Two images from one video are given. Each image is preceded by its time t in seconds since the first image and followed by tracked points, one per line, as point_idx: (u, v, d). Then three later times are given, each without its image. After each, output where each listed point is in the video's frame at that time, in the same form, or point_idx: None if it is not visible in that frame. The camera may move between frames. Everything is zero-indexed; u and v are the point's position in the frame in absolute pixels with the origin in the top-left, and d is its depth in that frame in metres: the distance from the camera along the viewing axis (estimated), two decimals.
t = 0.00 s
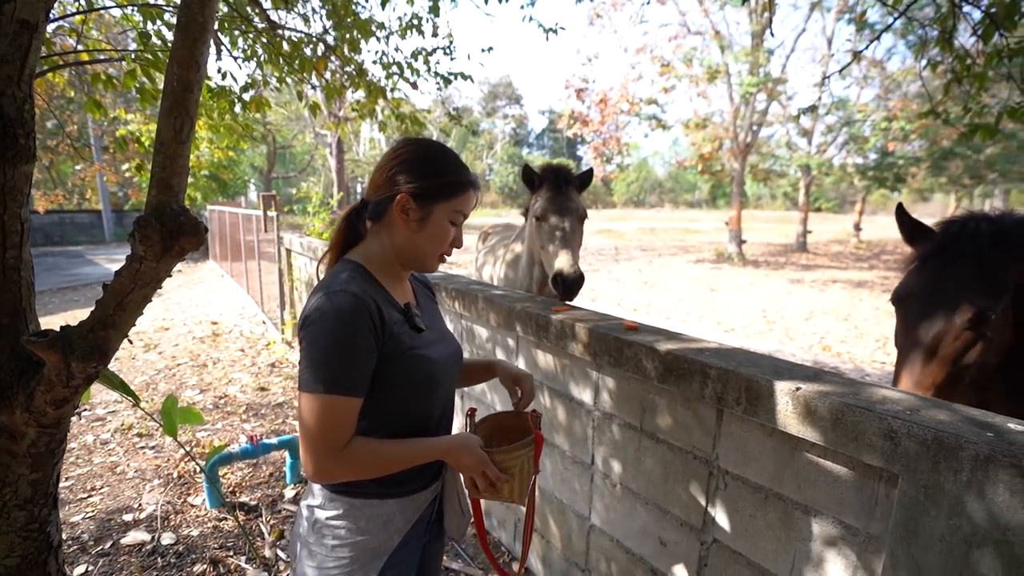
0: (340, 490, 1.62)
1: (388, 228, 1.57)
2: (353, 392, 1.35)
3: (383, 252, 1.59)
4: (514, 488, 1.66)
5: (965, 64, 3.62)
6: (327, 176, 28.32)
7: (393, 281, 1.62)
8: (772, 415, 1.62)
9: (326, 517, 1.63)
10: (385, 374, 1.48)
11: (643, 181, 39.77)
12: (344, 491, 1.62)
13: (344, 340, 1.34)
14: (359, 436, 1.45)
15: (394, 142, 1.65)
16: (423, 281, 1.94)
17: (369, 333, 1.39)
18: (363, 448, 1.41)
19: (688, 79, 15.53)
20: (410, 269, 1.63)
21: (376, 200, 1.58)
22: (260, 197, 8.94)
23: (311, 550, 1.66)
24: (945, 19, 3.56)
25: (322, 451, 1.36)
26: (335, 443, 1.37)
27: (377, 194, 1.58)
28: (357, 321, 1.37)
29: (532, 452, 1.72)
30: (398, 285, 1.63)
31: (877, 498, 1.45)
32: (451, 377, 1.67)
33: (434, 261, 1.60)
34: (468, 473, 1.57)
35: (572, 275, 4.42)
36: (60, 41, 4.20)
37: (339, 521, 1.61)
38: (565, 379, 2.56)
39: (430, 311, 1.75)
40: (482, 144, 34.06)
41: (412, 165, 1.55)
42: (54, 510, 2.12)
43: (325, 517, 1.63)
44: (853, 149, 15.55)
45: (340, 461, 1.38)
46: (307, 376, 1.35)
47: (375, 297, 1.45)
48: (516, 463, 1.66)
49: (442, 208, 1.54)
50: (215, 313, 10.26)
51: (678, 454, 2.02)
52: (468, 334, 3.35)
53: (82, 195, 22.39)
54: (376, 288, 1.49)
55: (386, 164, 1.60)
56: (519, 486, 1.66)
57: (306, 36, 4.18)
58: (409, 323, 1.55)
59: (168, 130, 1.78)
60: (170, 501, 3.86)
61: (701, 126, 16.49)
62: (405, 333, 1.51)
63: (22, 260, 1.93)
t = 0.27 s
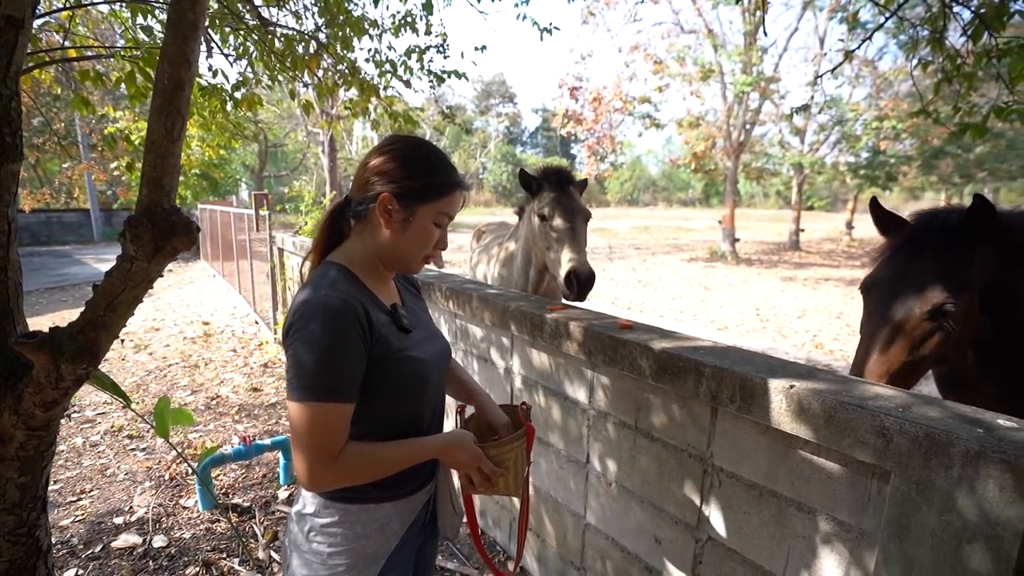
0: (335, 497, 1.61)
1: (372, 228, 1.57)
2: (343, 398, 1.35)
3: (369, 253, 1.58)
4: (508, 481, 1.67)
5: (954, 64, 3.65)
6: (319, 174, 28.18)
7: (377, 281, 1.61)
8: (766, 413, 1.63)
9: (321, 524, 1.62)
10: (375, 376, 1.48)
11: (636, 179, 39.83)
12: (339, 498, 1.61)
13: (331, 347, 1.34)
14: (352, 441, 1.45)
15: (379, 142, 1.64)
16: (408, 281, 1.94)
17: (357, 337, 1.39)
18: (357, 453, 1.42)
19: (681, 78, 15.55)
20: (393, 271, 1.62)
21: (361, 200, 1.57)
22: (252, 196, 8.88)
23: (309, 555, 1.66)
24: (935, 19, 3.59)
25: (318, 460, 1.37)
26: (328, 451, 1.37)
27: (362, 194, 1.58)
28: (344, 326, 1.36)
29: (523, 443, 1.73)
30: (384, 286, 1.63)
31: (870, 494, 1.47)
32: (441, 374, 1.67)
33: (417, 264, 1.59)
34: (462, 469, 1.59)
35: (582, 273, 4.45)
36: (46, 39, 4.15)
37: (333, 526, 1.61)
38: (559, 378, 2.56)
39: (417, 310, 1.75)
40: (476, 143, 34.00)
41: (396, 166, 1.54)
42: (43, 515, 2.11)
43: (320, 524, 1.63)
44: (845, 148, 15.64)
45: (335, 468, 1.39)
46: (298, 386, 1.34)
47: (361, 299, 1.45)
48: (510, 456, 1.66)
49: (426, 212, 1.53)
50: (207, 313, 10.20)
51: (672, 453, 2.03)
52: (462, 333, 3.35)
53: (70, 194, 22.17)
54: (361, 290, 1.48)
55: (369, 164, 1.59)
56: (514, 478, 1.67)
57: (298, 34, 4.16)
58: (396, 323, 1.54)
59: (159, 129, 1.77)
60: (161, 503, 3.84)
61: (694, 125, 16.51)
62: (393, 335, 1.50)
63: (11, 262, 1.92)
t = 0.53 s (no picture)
0: (320, 502, 1.63)
1: (359, 228, 1.57)
2: (328, 404, 1.35)
3: (356, 253, 1.58)
4: (491, 488, 1.68)
5: (940, 66, 3.70)
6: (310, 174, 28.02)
7: (369, 281, 1.62)
8: (757, 411, 1.65)
9: (304, 528, 1.64)
10: (362, 381, 1.48)
11: (628, 179, 39.92)
12: (323, 503, 1.63)
13: (316, 352, 1.34)
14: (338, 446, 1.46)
15: (361, 139, 1.64)
16: (398, 278, 1.94)
17: (343, 341, 1.39)
18: (342, 460, 1.42)
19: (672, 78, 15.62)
20: (385, 268, 1.63)
21: (344, 201, 1.57)
22: (243, 196, 8.83)
23: (291, 560, 1.67)
24: (921, 21, 3.63)
25: (301, 466, 1.37)
26: (312, 457, 1.37)
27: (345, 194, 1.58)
28: (329, 331, 1.37)
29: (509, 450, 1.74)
30: (375, 285, 1.64)
31: (859, 490, 1.49)
32: (431, 378, 1.68)
33: (411, 259, 1.60)
34: (447, 475, 1.61)
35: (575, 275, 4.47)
36: (33, 36, 4.11)
37: (316, 530, 1.63)
38: (552, 377, 2.58)
39: (408, 311, 1.75)
40: (468, 142, 33.95)
41: (381, 162, 1.54)
42: (31, 518, 2.11)
43: (303, 527, 1.64)
44: (835, 148, 15.77)
45: (319, 474, 1.39)
46: (282, 391, 1.34)
47: (348, 303, 1.45)
48: (494, 463, 1.68)
49: (414, 205, 1.54)
50: (197, 314, 10.14)
51: (665, 451, 2.05)
52: (455, 332, 3.36)
53: (57, 193, 21.93)
54: (349, 293, 1.49)
55: (353, 161, 1.59)
56: (497, 485, 1.68)
57: (290, 32, 4.15)
58: (385, 327, 1.54)
59: (149, 128, 1.77)
60: (152, 506, 3.82)
61: (686, 125, 16.59)
62: (380, 338, 1.50)
63: None
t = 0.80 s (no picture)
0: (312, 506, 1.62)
1: (355, 227, 1.57)
2: (321, 407, 1.35)
3: (352, 252, 1.58)
4: (487, 493, 1.70)
5: (926, 68, 3.75)
6: (300, 173, 27.85)
7: (367, 281, 1.62)
8: (751, 408, 1.67)
9: (295, 530, 1.63)
10: (357, 383, 1.48)
11: (619, 179, 40.02)
12: (315, 506, 1.62)
13: (311, 354, 1.34)
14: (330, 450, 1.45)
15: (350, 135, 1.64)
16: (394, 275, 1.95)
17: (338, 344, 1.39)
18: (334, 464, 1.41)
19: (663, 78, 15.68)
20: (384, 265, 1.64)
21: (338, 200, 1.57)
22: (232, 195, 8.77)
23: (279, 562, 1.68)
24: (907, 23, 3.68)
25: (291, 470, 1.36)
26: (303, 459, 1.36)
27: (339, 195, 1.57)
28: (325, 333, 1.36)
29: (504, 455, 1.75)
30: (373, 285, 1.64)
31: (851, 487, 1.51)
32: (428, 381, 1.67)
33: (411, 254, 1.61)
34: (441, 483, 1.59)
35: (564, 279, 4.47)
36: (18, 33, 4.05)
37: (306, 532, 1.62)
38: (546, 376, 2.59)
39: (406, 312, 1.75)
40: (459, 142, 33.91)
41: (374, 158, 1.55)
42: (18, 523, 2.10)
43: (294, 529, 1.63)
44: (823, 148, 15.90)
45: (309, 479, 1.38)
46: (275, 394, 1.34)
47: (344, 305, 1.45)
48: (490, 469, 1.70)
49: (411, 199, 1.55)
50: (186, 314, 10.06)
51: (659, 449, 2.07)
52: (448, 331, 3.36)
53: (42, 192, 21.62)
54: (346, 296, 1.49)
55: (345, 158, 1.59)
56: (494, 491, 1.70)
57: (281, 31, 4.13)
58: (382, 329, 1.54)
59: (139, 126, 1.77)
60: (141, 509, 3.80)
61: (676, 125, 16.67)
62: (376, 341, 1.50)
63: None
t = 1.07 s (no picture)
0: (308, 507, 1.63)
1: (363, 232, 1.58)
2: (327, 408, 1.36)
3: (360, 256, 1.59)
4: (492, 501, 1.69)
5: (912, 72, 3.80)
6: (289, 173, 27.66)
7: (379, 286, 1.64)
8: (746, 409, 1.69)
9: (290, 530, 1.65)
10: (363, 386, 1.49)
11: (609, 179, 40.11)
12: (311, 508, 1.63)
13: (320, 355, 1.35)
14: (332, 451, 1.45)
15: (352, 140, 1.64)
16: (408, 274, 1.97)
17: (346, 346, 1.40)
18: (335, 465, 1.41)
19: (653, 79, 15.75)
20: (395, 269, 1.66)
21: (345, 207, 1.58)
22: (221, 196, 8.71)
23: (274, 562, 1.69)
24: (894, 27, 3.74)
25: (293, 468, 1.36)
26: (305, 459, 1.36)
27: (345, 201, 1.58)
28: (334, 334, 1.38)
29: (510, 464, 1.74)
30: (384, 289, 1.65)
31: (845, 486, 1.54)
32: (433, 388, 1.68)
33: (421, 254, 1.63)
34: (445, 489, 1.60)
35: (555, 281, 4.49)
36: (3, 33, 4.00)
37: (301, 533, 1.64)
38: (541, 378, 2.60)
39: (417, 318, 1.76)
40: (449, 142, 33.84)
41: (378, 162, 1.56)
42: (8, 534, 2.09)
43: (289, 530, 1.65)
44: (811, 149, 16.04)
45: (310, 479, 1.38)
46: (282, 392, 1.34)
47: (354, 308, 1.46)
48: (496, 478, 1.69)
49: (417, 201, 1.57)
50: (175, 316, 9.98)
51: (655, 450, 2.09)
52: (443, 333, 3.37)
53: (26, 193, 21.31)
54: (357, 299, 1.50)
55: (348, 163, 1.59)
56: (498, 499, 1.69)
57: (272, 30, 4.11)
58: (391, 335, 1.55)
59: (133, 129, 1.77)
60: (132, 515, 3.77)
61: (666, 125, 16.75)
62: (384, 344, 1.51)
63: None
